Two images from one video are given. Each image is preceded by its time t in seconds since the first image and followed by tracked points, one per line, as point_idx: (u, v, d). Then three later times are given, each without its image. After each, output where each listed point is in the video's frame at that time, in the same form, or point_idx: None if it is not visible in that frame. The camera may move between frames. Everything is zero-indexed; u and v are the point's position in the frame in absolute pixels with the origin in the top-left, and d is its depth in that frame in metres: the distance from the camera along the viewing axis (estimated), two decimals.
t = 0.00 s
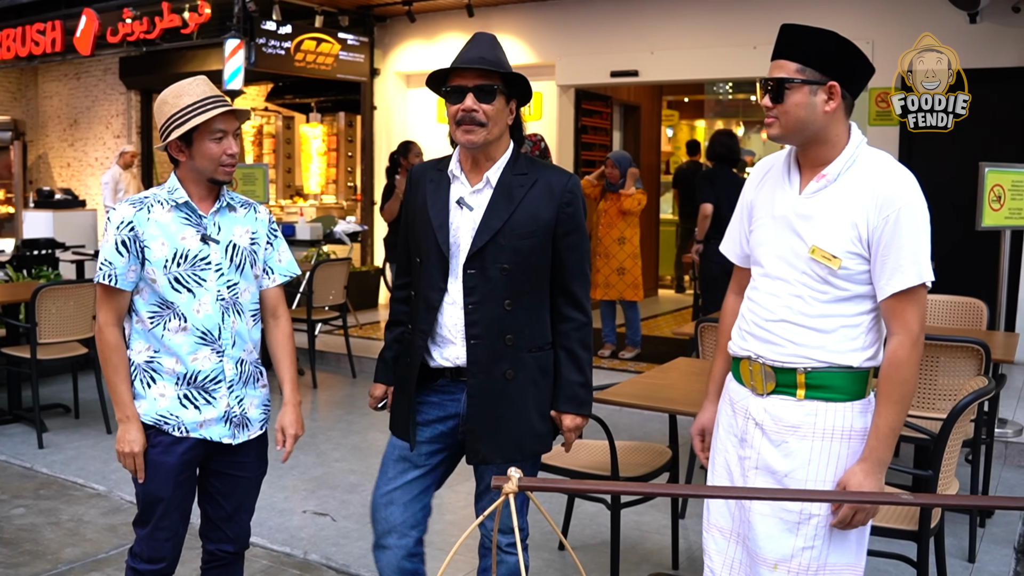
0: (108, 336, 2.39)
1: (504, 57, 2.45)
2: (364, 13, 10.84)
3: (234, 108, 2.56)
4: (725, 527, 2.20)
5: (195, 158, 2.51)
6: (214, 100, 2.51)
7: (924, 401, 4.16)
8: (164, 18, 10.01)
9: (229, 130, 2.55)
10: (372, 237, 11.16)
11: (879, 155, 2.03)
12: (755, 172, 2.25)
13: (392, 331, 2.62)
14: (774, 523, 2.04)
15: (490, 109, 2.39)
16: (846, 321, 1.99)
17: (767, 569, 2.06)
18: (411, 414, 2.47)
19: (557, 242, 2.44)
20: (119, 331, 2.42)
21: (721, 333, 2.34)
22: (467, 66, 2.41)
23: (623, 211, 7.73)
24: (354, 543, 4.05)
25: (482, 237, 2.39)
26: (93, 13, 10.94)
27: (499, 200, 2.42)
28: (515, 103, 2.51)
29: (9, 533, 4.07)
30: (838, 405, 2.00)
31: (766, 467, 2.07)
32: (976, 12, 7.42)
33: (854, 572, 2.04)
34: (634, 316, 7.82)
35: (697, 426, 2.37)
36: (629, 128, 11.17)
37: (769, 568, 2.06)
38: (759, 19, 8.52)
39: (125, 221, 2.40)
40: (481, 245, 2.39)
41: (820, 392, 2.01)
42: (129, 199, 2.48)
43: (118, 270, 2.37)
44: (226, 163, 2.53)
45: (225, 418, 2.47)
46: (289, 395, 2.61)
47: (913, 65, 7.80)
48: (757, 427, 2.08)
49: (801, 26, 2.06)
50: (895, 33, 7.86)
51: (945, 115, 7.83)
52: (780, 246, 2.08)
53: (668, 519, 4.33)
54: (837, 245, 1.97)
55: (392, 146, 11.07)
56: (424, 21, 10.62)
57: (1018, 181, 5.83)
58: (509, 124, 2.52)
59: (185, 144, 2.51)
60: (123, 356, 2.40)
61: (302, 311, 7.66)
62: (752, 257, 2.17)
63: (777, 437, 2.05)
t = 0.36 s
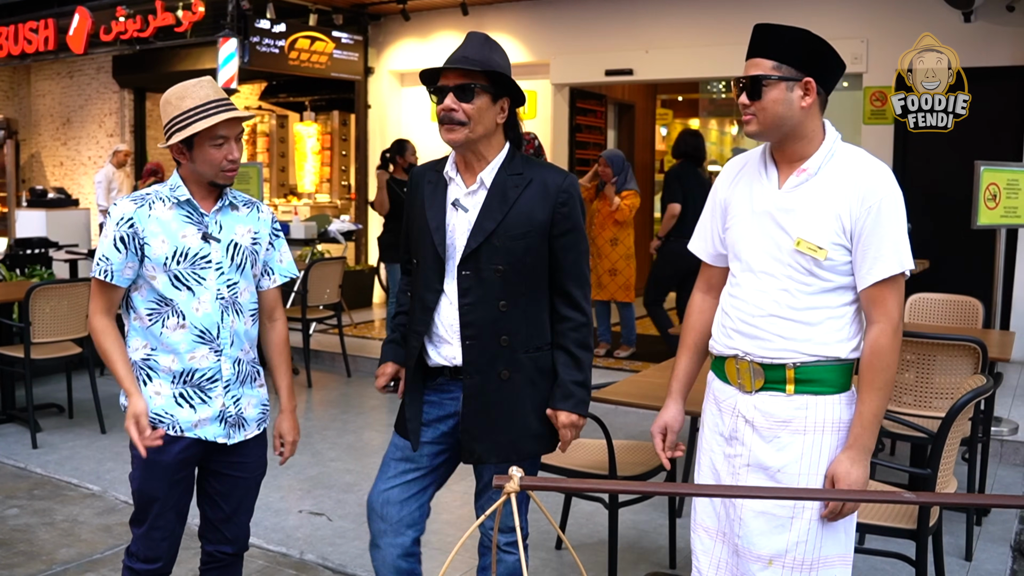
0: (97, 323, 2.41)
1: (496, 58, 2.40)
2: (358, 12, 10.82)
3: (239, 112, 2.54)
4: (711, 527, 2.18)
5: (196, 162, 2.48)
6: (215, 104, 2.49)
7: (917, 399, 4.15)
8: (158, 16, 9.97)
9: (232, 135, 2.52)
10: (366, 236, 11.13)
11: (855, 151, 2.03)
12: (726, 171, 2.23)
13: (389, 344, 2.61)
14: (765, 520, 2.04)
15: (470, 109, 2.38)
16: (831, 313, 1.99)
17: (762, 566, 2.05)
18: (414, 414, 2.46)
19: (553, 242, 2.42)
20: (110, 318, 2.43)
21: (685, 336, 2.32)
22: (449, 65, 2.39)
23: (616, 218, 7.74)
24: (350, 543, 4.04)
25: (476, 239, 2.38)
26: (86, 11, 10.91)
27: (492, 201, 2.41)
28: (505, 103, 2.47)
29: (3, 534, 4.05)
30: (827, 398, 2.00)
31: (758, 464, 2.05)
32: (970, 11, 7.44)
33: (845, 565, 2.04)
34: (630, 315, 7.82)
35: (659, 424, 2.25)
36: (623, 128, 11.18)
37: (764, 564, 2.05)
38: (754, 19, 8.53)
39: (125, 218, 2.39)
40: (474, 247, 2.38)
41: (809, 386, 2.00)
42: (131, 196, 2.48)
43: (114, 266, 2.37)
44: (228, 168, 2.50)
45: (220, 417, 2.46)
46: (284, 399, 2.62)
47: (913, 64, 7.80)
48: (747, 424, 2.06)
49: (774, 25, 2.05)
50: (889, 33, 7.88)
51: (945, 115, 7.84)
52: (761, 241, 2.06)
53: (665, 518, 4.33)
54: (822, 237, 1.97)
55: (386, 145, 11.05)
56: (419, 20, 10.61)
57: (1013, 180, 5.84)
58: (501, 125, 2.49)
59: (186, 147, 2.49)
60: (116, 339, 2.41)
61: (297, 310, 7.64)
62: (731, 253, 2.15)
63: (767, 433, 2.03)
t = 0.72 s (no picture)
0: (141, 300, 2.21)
1: (489, 54, 2.39)
2: (351, 11, 10.80)
3: (230, 109, 2.51)
4: (716, 530, 2.18)
5: (195, 164, 2.46)
6: (203, 104, 2.46)
7: (913, 399, 4.15)
8: (151, 16, 9.94)
9: (225, 132, 2.50)
10: (360, 236, 11.12)
11: (837, 144, 2.04)
12: (707, 173, 2.23)
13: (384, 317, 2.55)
14: (775, 519, 2.04)
15: (465, 103, 2.37)
16: (831, 307, 2.00)
17: (772, 566, 2.05)
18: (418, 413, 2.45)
19: (553, 235, 2.43)
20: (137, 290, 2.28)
21: (680, 340, 2.32)
22: (444, 62, 2.38)
23: (603, 220, 7.75)
24: (345, 543, 4.03)
25: (476, 231, 2.37)
26: (79, 10, 10.88)
27: (492, 196, 2.40)
28: (502, 99, 2.47)
29: None
30: (832, 393, 2.00)
31: (766, 463, 2.04)
32: (965, 11, 7.46)
33: (854, 561, 2.05)
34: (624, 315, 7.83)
35: (665, 435, 2.24)
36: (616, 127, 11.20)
37: (775, 564, 2.05)
38: (748, 19, 8.54)
39: (132, 212, 2.38)
40: (476, 238, 2.37)
41: (815, 381, 2.00)
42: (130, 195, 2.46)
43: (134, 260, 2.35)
44: (227, 167, 2.48)
45: (213, 418, 2.44)
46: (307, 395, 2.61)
47: (913, 64, 7.80)
48: (754, 423, 2.05)
49: (740, 27, 2.05)
50: (882, 32, 7.90)
51: (945, 114, 7.85)
52: (754, 242, 2.05)
53: (661, 518, 4.33)
54: (816, 232, 1.97)
55: (380, 144, 11.03)
56: (413, 19, 10.60)
57: (1007, 179, 5.86)
58: (498, 120, 2.48)
59: (183, 152, 2.46)
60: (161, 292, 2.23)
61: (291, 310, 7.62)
62: (722, 255, 2.14)
63: (775, 431, 2.02)
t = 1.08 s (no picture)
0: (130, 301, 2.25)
1: (466, 65, 2.35)
2: (345, 11, 10.78)
3: (224, 101, 2.51)
4: (721, 532, 2.17)
5: (192, 157, 2.46)
6: (198, 96, 2.46)
7: (910, 399, 4.17)
8: (144, 16, 9.92)
9: (221, 123, 2.49)
10: (354, 236, 11.11)
11: (847, 146, 2.03)
12: (715, 172, 2.23)
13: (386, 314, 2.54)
14: (776, 523, 2.04)
15: (432, 121, 2.38)
16: (836, 310, 1.98)
17: (773, 570, 2.05)
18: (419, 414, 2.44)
19: (548, 237, 2.42)
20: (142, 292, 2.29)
21: (683, 341, 2.31)
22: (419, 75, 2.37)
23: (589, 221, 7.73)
24: (341, 544, 4.01)
25: (470, 235, 2.38)
26: (72, 10, 10.84)
27: (484, 201, 2.39)
28: (481, 111, 2.41)
29: None
30: (835, 397, 2.00)
31: (768, 466, 2.04)
32: (958, 11, 7.49)
33: (855, 565, 2.05)
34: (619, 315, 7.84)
35: (664, 432, 2.24)
36: (610, 127, 11.22)
37: (776, 569, 2.05)
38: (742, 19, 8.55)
39: (132, 214, 2.36)
40: (470, 241, 2.38)
41: (817, 386, 2.00)
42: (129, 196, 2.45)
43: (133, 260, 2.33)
44: (224, 157, 2.49)
45: (215, 419, 2.44)
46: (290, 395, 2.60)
47: (913, 64, 7.79)
48: (755, 426, 2.05)
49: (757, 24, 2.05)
50: (876, 32, 7.92)
51: (945, 114, 7.83)
52: (761, 241, 2.05)
53: (656, 518, 4.33)
54: (822, 234, 1.96)
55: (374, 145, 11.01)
56: (407, 19, 10.59)
57: (1003, 179, 5.87)
58: (477, 132, 2.42)
59: (179, 145, 2.46)
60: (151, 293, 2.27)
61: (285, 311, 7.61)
62: (727, 255, 2.14)
63: (777, 434, 2.02)
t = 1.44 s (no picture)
0: (98, 340, 2.34)
1: (453, 66, 2.35)
2: (340, 12, 10.78)
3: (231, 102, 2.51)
4: (717, 534, 2.17)
5: (198, 157, 2.45)
6: (206, 96, 2.46)
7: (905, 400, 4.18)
8: (139, 17, 9.90)
9: (228, 124, 2.51)
10: (348, 237, 11.11)
11: (874, 153, 1.99)
12: (747, 173, 2.23)
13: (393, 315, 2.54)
14: (770, 529, 2.03)
15: (421, 121, 2.38)
16: (844, 322, 1.95)
17: None
18: (410, 412, 2.44)
19: (532, 240, 2.38)
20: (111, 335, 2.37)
21: (710, 337, 2.30)
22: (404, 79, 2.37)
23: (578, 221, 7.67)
24: (337, 546, 4.01)
25: (452, 235, 2.39)
26: (66, 12, 10.83)
27: (469, 205, 2.39)
28: (469, 111, 2.40)
29: None
30: (839, 406, 1.96)
31: (765, 471, 2.03)
32: (952, 12, 7.52)
33: None
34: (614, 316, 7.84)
35: (678, 427, 2.27)
36: (604, 128, 11.25)
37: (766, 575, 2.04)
38: (736, 20, 8.57)
39: (124, 221, 2.35)
40: (452, 242, 2.39)
41: (820, 394, 1.97)
42: (127, 199, 2.43)
43: (112, 270, 2.33)
44: (230, 159, 2.49)
45: (213, 423, 2.43)
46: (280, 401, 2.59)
47: (913, 65, 7.79)
48: (756, 431, 2.05)
49: (789, 24, 2.02)
50: (871, 34, 7.95)
51: (945, 114, 7.84)
52: (775, 247, 2.04)
53: (652, 519, 4.33)
54: (832, 245, 1.94)
55: (369, 147, 11.01)
56: (402, 20, 10.59)
57: (998, 180, 5.89)
58: (466, 131, 2.42)
59: (186, 145, 2.45)
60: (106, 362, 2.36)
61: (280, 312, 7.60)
62: (747, 257, 2.14)
63: (776, 440, 2.01)
